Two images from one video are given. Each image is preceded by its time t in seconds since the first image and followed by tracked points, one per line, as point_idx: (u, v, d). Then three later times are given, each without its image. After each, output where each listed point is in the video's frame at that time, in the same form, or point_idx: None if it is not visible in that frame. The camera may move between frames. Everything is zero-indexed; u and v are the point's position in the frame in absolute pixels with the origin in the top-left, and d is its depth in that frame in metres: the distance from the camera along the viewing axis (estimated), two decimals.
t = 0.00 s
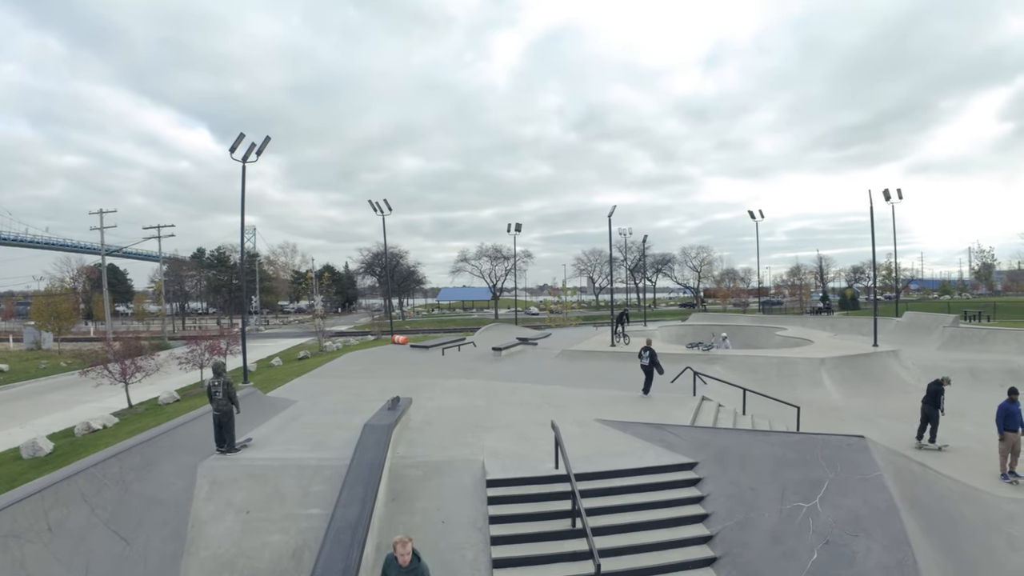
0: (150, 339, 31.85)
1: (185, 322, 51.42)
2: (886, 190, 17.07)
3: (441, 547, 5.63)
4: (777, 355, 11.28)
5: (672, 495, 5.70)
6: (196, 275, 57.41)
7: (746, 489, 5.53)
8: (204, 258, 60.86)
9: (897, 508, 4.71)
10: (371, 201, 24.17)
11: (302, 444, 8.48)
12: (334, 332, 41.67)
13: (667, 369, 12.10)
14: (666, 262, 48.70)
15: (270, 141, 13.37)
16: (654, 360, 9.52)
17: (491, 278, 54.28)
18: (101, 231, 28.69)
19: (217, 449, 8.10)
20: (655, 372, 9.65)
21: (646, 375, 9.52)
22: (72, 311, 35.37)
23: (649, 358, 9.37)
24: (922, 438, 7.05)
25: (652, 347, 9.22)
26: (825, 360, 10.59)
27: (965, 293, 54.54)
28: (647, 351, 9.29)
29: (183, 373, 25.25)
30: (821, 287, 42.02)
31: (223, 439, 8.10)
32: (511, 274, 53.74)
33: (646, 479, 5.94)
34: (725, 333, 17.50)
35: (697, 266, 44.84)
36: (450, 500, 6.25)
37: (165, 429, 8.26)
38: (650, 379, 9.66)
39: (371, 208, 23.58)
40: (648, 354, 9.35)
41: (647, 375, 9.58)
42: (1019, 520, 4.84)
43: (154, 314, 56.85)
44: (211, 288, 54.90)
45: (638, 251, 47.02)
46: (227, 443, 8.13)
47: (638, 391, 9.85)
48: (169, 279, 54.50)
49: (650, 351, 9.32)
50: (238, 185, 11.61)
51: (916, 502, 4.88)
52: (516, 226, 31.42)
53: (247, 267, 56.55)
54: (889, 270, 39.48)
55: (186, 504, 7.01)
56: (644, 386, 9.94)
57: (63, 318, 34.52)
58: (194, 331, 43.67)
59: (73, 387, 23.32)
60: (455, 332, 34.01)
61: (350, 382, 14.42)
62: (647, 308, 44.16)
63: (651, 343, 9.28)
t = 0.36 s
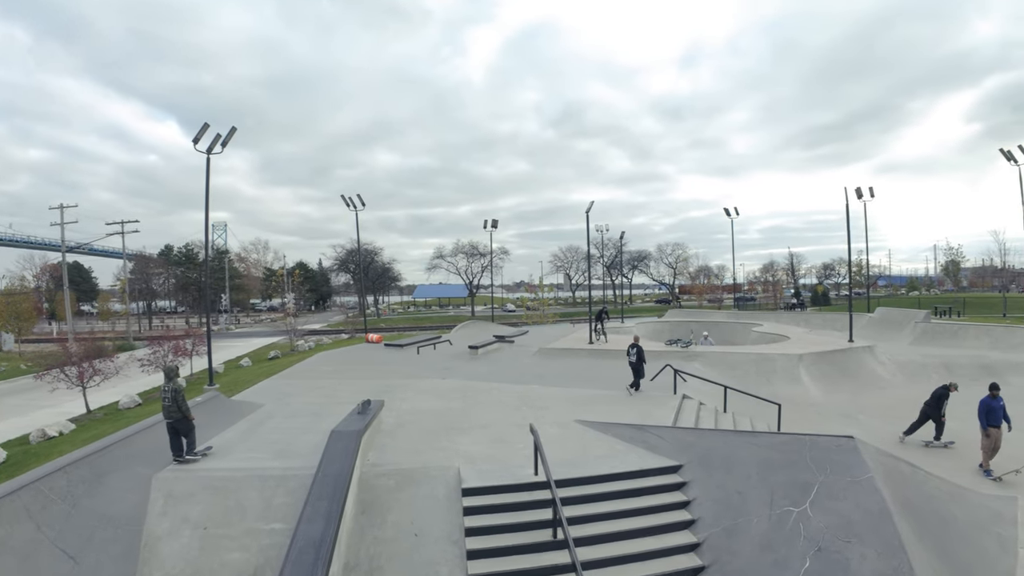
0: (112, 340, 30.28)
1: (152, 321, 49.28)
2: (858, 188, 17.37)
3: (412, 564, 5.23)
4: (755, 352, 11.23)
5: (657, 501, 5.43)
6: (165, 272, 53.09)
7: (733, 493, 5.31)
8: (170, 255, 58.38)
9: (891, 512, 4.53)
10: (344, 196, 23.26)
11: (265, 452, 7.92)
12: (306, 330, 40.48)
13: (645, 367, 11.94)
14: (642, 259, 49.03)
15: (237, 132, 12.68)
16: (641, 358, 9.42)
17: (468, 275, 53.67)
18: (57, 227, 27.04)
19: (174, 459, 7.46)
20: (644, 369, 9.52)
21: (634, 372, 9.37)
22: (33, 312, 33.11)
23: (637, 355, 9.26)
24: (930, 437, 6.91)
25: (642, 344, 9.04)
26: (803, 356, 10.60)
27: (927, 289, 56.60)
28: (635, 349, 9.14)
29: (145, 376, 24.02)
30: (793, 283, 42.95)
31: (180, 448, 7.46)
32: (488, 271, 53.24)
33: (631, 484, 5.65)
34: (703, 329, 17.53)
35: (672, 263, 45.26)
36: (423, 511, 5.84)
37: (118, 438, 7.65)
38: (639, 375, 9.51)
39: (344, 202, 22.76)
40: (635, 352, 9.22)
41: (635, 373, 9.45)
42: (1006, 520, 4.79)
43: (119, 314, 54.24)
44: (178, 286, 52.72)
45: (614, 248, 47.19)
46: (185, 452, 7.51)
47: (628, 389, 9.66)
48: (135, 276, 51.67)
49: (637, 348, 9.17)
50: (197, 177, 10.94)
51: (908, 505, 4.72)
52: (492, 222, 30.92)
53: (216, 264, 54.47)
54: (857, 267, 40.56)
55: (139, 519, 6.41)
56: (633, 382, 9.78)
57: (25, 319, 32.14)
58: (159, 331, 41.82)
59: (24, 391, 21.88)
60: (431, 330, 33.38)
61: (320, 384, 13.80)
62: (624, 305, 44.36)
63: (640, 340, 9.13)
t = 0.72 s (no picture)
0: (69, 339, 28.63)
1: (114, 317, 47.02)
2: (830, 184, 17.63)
3: None
4: (732, 347, 11.17)
5: (641, 505, 5.15)
6: (129, 268, 49.44)
7: (719, 496, 5.09)
8: (130, 249, 55.66)
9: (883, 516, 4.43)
10: (313, 187, 22.34)
11: (222, 460, 7.34)
12: (275, 327, 39.10)
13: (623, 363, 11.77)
14: (617, 254, 49.24)
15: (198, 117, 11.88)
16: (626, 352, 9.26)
17: (442, 270, 52.91)
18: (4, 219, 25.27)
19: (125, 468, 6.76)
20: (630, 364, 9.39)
21: (620, 368, 9.19)
22: None
23: (622, 350, 9.09)
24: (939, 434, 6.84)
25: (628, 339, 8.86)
26: (779, 351, 10.59)
27: (890, 283, 58.57)
28: (619, 343, 8.93)
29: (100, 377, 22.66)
30: (763, 278, 43.89)
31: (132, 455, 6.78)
32: (463, 266, 52.62)
33: (613, 487, 5.36)
34: (679, 323, 17.53)
35: (647, 258, 45.58)
36: (393, 522, 5.44)
37: (71, 444, 7.03)
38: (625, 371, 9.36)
39: (313, 195, 21.92)
40: (621, 345, 9.03)
41: (619, 368, 9.25)
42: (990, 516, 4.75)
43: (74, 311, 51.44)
44: (141, 280, 50.23)
45: (590, 242, 47.25)
46: (135, 461, 6.80)
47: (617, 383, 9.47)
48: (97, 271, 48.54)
49: (623, 343, 9.00)
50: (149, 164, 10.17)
51: (896, 506, 4.64)
52: (467, 215, 30.38)
53: (182, 258, 52.14)
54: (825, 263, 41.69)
55: (89, 534, 5.76)
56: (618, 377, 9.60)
57: None
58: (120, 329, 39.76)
59: None
60: (406, 326, 32.66)
61: (286, 383, 13.14)
62: (600, 300, 44.47)
63: (628, 335, 8.97)
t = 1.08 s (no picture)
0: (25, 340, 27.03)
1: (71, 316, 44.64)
2: (800, 182, 17.90)
3: None
4: (707, 343, 11.09)
5: (624, 512, 4.87)
6: (89, 265, 46.69)
7: (704, 501, 4.87)
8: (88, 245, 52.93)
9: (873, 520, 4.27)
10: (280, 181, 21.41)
11: (175, 471, 6.73)
12: (242, 325, 37.63)
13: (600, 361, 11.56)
14: (591, 250, 49.36)
15: (155, 106, 11.12)
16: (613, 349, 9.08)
17: (416, 266, 52.01)
18: None
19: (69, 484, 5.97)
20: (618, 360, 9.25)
21: (608, 364, 9.01)
22: None
23: (609, 345, 8.91)
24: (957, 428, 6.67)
25: (616, 334, 8.69)
26: (754, 347, 10.58)
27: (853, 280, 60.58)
28: (608, 339, 8.78)
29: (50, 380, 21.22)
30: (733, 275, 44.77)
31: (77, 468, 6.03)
32: (437, 262, 51.83)
33: (595, 494, 5.06)
34: (654, 320, 17.49)
35: (621, 254, 45.82)
36: (359, 538, 5.01)
37: (10, 454, 6.36)
38: (611, 367, 9.20)
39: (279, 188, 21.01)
40: (608, 342, 8.85)
41: (607, 364, 9.07)
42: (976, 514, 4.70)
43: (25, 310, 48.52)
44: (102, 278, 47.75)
45: (564, 239, 47.18)
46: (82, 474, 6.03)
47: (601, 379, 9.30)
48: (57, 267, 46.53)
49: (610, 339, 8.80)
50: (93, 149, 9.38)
51: (886, 508, 4.49)
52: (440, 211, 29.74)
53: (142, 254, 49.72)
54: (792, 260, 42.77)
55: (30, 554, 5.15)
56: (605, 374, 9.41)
57: None
58: (75, 329, 37.55)
59: None
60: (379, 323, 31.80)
61: (249, 386, 12.44)
62: (575, 296, 44.46)
63: (617, 330, 8.81)
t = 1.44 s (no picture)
0: None
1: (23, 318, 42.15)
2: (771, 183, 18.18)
3: None
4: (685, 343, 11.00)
5: (608, 525, 4.59)
6: (49, 264, 44.18)
7: (689, 512, 4.64)
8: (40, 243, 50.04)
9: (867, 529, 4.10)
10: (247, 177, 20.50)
11: (120, 488, 6.10)
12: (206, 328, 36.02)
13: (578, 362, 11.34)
14: (566, 250, 49.35)
15: (110, 96, 10.41)
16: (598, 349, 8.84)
17: (388, 266, 50.99)
18: None
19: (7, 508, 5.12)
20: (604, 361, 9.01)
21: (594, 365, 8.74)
22: None
23: (594, 345, 8.67)
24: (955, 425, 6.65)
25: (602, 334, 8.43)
26: (731, 346, 10.55)
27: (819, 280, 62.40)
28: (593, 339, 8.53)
29: None
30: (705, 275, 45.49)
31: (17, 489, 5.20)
32: (411, 262, 50.94)
33: (576, 507, 4.76)
34: (631, 321, 17.42)
35: (596, 254, 45.94)
36: (321, 561, 4.57)
37: None
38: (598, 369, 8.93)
39: (246, 185, 20.13)
40: (593, 341, 8.61)
41: (594, 365, 8.81)
42: (963, 518, 4.65)
43: None
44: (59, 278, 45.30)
45: (539, 238, 47.04)
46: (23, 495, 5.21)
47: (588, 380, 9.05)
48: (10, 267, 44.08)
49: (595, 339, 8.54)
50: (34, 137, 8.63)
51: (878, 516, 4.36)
52: (413, 209, 29.11)
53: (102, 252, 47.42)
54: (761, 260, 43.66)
55: None
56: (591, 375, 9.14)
57: None
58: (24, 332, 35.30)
59: None
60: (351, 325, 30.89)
61: (209, 392, 11.72)
62: (550, 296, 44.33)
63: (601, 330, 8.58)
